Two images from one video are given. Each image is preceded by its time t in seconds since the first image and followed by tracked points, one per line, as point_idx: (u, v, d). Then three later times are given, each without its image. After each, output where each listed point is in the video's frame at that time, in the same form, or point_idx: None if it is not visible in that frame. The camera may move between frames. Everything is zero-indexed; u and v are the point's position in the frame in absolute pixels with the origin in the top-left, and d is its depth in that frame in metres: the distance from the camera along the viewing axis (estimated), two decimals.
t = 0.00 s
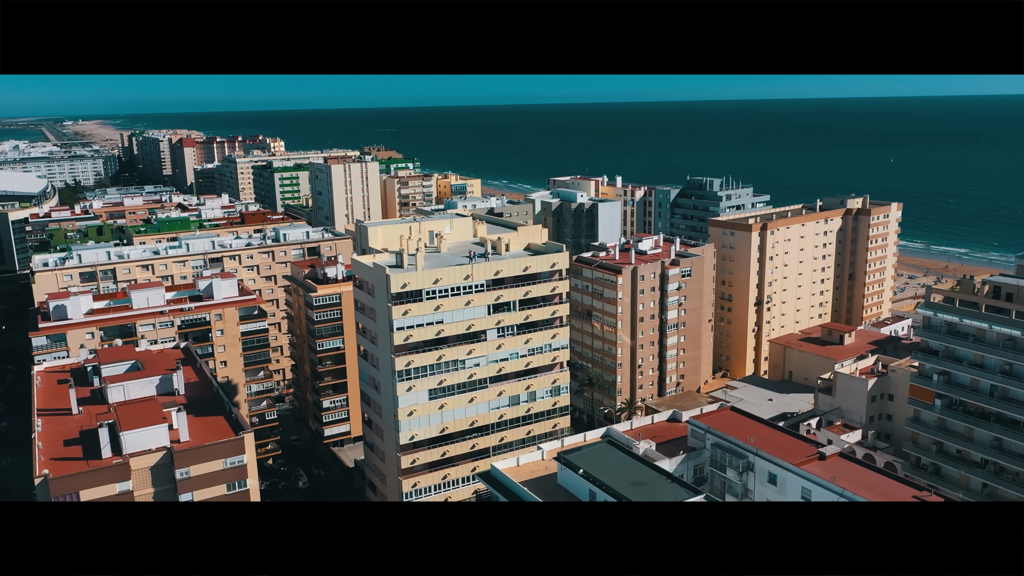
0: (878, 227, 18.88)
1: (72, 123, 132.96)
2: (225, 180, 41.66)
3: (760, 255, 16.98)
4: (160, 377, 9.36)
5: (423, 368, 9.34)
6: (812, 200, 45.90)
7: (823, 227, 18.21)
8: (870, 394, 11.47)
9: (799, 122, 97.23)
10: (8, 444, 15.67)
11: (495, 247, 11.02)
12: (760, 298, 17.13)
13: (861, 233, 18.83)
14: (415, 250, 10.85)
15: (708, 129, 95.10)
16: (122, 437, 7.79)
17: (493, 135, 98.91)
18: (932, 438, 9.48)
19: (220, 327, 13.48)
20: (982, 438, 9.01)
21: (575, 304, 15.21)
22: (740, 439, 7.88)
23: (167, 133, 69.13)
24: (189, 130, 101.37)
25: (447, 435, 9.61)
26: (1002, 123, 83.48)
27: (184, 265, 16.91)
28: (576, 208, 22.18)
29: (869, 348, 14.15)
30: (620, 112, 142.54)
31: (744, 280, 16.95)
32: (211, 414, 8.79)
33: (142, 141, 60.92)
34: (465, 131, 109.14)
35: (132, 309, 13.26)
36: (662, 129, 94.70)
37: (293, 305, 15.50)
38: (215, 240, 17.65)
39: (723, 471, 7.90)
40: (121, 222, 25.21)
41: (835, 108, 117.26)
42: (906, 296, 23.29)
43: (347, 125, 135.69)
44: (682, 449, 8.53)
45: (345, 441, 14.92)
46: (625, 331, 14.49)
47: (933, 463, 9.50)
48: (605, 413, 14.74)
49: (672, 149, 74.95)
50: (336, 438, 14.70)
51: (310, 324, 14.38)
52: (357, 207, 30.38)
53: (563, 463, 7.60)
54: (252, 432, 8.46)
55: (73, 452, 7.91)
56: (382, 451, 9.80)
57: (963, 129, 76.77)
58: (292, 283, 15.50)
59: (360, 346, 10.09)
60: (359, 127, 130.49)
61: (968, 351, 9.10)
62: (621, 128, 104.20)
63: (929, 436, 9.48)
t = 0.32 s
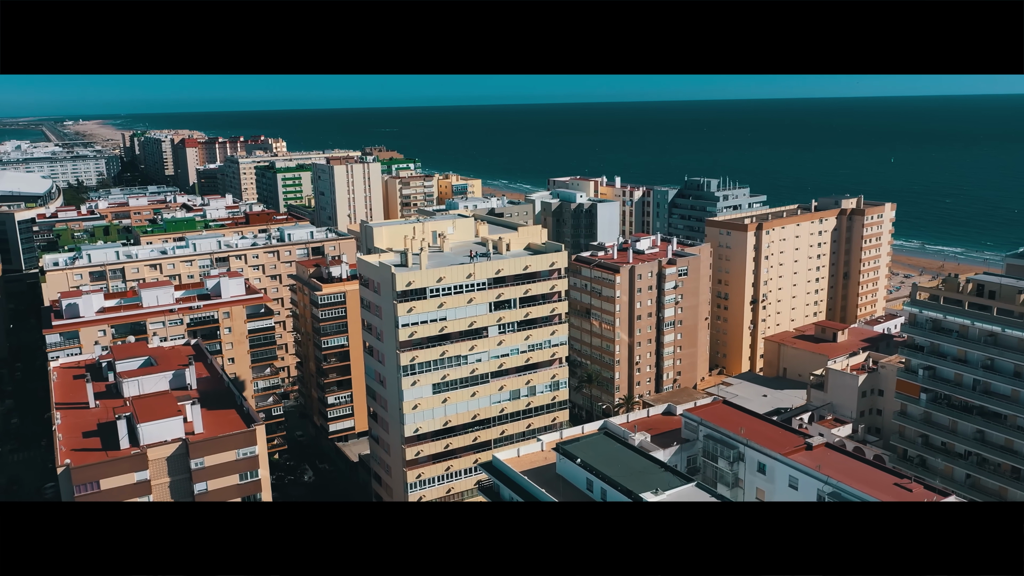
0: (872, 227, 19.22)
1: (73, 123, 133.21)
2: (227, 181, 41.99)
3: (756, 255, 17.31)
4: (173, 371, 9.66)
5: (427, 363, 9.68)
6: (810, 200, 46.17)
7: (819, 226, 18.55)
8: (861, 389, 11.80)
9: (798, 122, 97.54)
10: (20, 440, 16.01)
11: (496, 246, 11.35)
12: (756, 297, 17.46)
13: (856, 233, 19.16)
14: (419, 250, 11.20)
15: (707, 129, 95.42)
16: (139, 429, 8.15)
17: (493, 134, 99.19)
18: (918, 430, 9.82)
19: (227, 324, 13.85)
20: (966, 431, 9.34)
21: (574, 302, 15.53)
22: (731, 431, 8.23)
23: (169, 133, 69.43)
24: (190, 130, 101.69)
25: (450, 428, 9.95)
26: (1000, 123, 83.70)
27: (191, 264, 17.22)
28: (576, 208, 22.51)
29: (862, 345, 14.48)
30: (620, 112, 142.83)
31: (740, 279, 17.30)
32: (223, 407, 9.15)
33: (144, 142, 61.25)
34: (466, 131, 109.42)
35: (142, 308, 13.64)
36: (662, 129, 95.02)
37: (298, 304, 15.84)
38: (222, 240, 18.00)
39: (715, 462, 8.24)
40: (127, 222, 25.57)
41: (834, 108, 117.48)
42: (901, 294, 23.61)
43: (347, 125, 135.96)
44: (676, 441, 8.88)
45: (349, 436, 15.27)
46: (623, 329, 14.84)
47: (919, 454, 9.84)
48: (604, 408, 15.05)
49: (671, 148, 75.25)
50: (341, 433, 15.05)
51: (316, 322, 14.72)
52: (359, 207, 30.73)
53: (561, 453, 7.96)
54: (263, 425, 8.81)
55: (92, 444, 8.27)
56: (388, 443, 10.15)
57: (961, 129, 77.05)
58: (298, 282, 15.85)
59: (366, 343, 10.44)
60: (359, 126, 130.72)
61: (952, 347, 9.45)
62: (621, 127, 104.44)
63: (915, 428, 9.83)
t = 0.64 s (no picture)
0: (867, 227, 19.55)
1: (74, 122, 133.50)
2: (230, 181, 42.32)
3: (752, 254, 17.66)
4: (185, 367, 9.98)
5: (430, 359, 10.04)
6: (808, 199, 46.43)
7: (813, 226, 18.90)
8: (852, 385, 12.10)
9: (796, 121, 97.89)
10: (30, 436, 16.34)
11: (497, 246, 11.70)
12: (752, 295, 17.82)
13: (850, 233, 19.50)
14: (423, 249, 11.55)
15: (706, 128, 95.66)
16: (155, 421, 8.49)
17: (493, 134, 99.48)
18: (905, 424, 10.15)
19: (235, 322, 14.22)
20: (950, 423, 9.69)
21: (573, 301, 15.88)
22: (723, 422, 8.57)
23: (170, 133, 69.76)
24: (190, 129, 101.96)
25: (453, 421, 10.29)
26: (999, 122, 83.89)
27: (198, 263, 17.57)
28: (575, 208, 22.85)
29: (854, 343, 14.81)
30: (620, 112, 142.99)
31: (736, 278, 17.63)
32: (234, 401, 9.51)
33: (146, 141, 61.56)
34: (466, 130, 109.68)
35: (152, 306, 13.98)
36: (662, 129, 95.33)
37: (303, 302, 16.18)
38: (228, 240, 18.36)
39: (707, 452, 8.59)
40: (133, 222, 25.95)
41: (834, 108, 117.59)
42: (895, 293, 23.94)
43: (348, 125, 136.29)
44: (670, 433, 9.22)
45: (353, 432, 15.58)
46: (621, 326, 15.19)
47: (905, 447, 10.18)
48: (602, 404, 15.39)
49: (671, 148, 75.53)
50: (345, 428, 15.38)
51: (321, 320, 15.04)
52: (360, 207, 31.05)
53: (559, 443, 8.31)
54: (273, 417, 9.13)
55: (110, 435, 8.62)
56: (393, 436, 10.49)
57: (959, 129, 77.31)
58: (303, 281, 16.19)
59: (371, 339, 10.78)
60: (360, 126, 130.99)
61: (937, 343, 9.79)
62: (621, 127, 104.72)
63: (902, 422, 10.16)
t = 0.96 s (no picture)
0: (861, 227, 19.91)
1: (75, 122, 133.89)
2: (233, 181, 42.70)
3: (748, 254, 18.02)
4: (197, 363, 10.32)
5: (434, 354, 10.38)
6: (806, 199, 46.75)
7: (808, 226, 19.26)
8: (843, 381, 12.40)
9: (795, 121, 98.33)
10: (40, 432, 16.66)
11: (498, 246, 12.05)
12: (748, 294, 18.17)
13: (844, 233, 19.87)
14: (427, 249, 11.92)
15: (706, 127, 95.96)
16: (169, 414, 8.84)
17: (493, 134, 99.82)
18: (893, 417, 10.49)
19: (242, 320, 14.74)
20: (936, 417, 10.03)
21: (573, 299, 16.25)
22: (715, 415, 8.92)
23: (172, 133, 70.13)
24: (191, 129, 102.28)
25: (455, 415, 10.63)
26: (995, 122, 83.93)
27: (205, 263, 17.89)
28: (574, 208, 23.22)
29: (847, 340, 15.14)
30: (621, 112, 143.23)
31: (732, 277, 17.98)
32: (245, 395, 9.86)
33: (148, 142, 61.89)
34: (466, 130, 110.02)
35: (161, 304, 14.34)
36: (661, 129, 95.67)
37: (308, 300, 16.54)
38: (234, 240, 18.73)
39: (700, 444, 8.93)
40: (138, 223, 26.36)
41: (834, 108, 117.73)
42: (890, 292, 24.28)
43: (348, 125, 136.67)
44: (665, 426, 9.56)
45: (358, 427, 15.80)
46: (619, 324, 15.53)
47: (893, 440, 10.51)
48: (600, 400, 15.74)
49: (670, 147, 75.90)
50: (348, 425, 15.69)
51: (325, 318, 15.39)
52: (363, 207, 31.41)
53: (558, 435, 8.64)
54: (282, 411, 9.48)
55: (127, 428, 8.97)
56: (398, 430, 10.83)
57: (958, 129, 77.52)
58: (308, 280, 16.55)
59: (376, 336, 11.12)
60: (360, 126, 131.32)
61: (924, 339, 10.13)
62: (621, 127, 105.07)
63: (890, 415, 10.49)
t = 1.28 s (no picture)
0: (855, 226, 20.23)
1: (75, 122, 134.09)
2: (235, 181, 43.00)
3: (744, 253, 18.36)
4: (207, 359, 10.63)
5: (437, 350, 10.73)
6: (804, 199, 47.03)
7: (804, 226, 19.61)
8: (835, 377, 12.71)
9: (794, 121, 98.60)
10: (49, 428, 16.97)
11: (499, 245, 12.40)
12: (744, 293, 18.51)
13: (839, 232, 20.19)
14: (430, 248, 12.27)
15: (705, 126, 96.23)
16: (183, 407, 9.22)
17: (493, 133, 100.10)
18: (881, 412, 10.79)
19: (249, 318, 15.10)
20: (923, 410, 10.38)
21: (572, 297, 16.62)
22: (708, 408, 9.25)
23: (174, 132, 70.41)
24: (191, 129, 102.50)
25: (458, 409, 10.97)
26: (993, 122, 84.18)
27: (211, 262, 18.23)
28: (574, 209, 23.57)
29: (840, 338, 15.48)
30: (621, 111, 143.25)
31: (729, 276, 18.34)
32: (255, 389, 10.23)
33: (149, 142, 62.14)
34: (466, 130, 110.31)
35: (170, 303, 14.69)
36: (661, 128, 95.91)
37: (313, 299, 16.88)
38: (239, 239, 19.09)
39: (694, 436, 9.27)
40: (143, 223, 26.73)
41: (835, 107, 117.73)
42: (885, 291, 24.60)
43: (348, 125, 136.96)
44: (660, 419, 9.91)
45: (360, 424, 16.32)
46: (617, 322, 15.86)
47: (882, 433, 10.83)
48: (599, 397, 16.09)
49: (670, 147, 76.21)
50: (353, 420, 16.09)
51: (330, 316, 15.69)
52: (364, 207, 31.76)
53: (558, 427, 9.00)
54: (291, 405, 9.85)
55: (142, 420, 9.33)
56: (402, 424, 11.18)
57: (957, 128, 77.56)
58: (313, 279, 16.90)
59: (381, 333, 11.46)
60: (360, 126, 131.59)
61: (911, 335, 10.46)
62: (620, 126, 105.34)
63: (878, 410, 10.79)
